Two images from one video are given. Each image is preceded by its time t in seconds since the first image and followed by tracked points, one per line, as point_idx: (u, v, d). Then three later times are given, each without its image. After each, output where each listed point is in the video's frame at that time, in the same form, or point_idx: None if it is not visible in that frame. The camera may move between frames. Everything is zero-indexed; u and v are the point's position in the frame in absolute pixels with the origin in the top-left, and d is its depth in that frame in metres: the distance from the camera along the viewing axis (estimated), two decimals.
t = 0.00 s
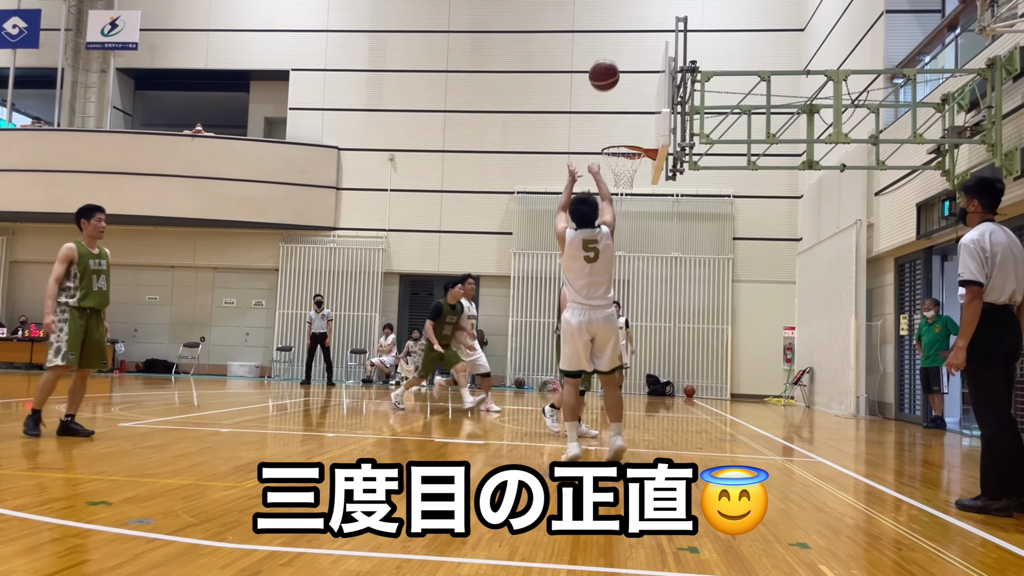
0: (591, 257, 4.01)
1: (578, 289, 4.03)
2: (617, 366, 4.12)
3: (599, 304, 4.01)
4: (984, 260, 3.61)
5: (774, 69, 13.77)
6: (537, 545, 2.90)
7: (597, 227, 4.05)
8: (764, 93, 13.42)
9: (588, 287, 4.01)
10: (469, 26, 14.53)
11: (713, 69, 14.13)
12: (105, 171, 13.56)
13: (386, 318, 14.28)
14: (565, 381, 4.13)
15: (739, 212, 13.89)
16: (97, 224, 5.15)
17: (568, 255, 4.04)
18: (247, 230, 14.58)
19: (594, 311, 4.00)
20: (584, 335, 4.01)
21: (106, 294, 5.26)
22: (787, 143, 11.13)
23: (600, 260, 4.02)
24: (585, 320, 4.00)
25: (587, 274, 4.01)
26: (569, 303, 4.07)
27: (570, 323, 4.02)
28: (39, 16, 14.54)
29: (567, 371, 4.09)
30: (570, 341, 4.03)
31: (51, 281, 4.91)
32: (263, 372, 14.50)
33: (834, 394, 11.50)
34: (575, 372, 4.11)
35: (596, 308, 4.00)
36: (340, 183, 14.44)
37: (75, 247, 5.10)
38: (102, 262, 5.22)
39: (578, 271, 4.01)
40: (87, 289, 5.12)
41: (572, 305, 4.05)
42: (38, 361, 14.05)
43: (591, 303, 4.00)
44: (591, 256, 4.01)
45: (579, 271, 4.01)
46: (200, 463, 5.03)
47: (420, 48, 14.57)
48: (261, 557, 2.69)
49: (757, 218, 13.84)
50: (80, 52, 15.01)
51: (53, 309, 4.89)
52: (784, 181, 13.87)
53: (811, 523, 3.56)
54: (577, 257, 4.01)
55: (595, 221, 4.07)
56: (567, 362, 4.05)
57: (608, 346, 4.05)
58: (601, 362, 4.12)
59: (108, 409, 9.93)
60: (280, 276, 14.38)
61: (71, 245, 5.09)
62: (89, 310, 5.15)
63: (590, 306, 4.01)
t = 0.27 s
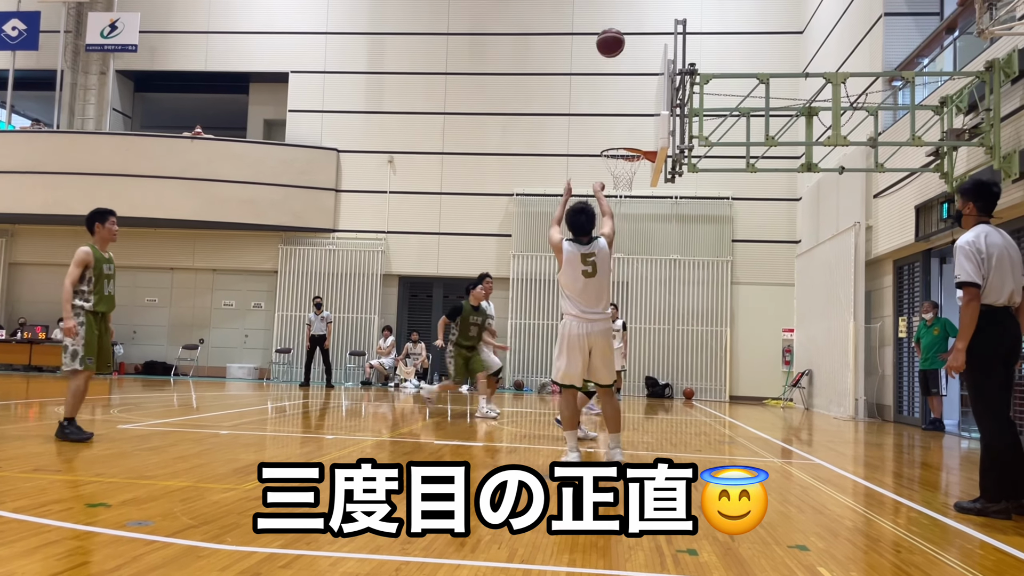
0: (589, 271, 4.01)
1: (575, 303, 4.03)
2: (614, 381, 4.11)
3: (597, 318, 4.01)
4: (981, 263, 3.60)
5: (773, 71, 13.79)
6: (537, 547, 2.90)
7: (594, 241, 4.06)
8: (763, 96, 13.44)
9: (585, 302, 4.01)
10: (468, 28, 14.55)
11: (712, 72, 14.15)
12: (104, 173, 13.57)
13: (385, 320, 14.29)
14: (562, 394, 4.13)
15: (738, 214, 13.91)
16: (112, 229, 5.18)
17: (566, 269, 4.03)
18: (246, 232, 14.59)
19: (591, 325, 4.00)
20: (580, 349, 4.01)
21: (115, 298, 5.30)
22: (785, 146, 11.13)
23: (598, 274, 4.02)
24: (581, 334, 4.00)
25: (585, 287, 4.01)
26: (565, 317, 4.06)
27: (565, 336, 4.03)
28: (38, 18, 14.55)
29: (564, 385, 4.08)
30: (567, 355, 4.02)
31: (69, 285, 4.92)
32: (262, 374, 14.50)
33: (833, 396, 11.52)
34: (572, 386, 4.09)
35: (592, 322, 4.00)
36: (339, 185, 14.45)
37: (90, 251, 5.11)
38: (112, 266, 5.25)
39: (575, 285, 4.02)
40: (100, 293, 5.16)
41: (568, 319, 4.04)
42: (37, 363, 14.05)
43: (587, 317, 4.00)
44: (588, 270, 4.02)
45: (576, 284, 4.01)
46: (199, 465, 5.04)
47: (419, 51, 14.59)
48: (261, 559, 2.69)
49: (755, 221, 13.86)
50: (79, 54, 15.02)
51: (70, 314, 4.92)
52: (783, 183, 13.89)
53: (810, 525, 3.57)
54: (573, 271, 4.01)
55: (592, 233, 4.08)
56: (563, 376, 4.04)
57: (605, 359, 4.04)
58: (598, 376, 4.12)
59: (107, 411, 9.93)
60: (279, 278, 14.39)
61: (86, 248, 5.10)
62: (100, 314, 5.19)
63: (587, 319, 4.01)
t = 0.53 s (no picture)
0: (588, 269, 4.03)
1: (573, 300, 4.03)
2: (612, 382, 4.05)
3: (595, 316, 3.99)
4: (978, 264, 3.61)
5: (773, 73, 13.80)
6: (537, 548, 2.90)
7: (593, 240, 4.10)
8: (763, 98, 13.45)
9: (583, 299, 4.01)
10: (468, 30, 14.56)
11: (711, 74, 14.16)
12: (104, 175, 13.57)
13: (385, 322, 14.29)
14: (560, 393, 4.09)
15: (737, 216, 13.92)
16: (125, 233, 5.20)
17: (564, 267, 4.06)
18: (246, 234, 14.59)
19: (589, 322, 3.98)
20: (576, 347, 3.98)
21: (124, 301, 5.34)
22: (785, 148, 11.11)
23: (596, 272, 4.04)
24: (577, 331, 3.98)
25: (583, 285, 4.02)
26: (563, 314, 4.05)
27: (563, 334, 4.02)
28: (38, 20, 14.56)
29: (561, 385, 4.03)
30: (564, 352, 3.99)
31: (86, 289, 4.93)
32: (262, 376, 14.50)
33: (833, 398, 11.51)
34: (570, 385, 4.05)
35: (591, 321, 3.97)
36: (339, 187, 14.46)
37: (105, 256, 5.12)
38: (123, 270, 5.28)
39: (573, 284, 4.04)
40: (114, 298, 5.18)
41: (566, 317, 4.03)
42: (36, 365, 14.04)
43: (584, 315, 3.98)
44: (587, 268, 4.04)
45: (575, 283, 4.03)
46: (198, 467, 5.04)
47: (419, 53, 14.59)
48: (260, 560, 2.69)
49: (755, 222, 13.88)
50: (79, 56, 15.03)
51: (86, 319, 4.93)
52: (782, 185, 13.91)
53: (808, 527, 3.57)
54: (572, 269, 4.05)
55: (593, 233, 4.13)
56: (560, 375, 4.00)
57: (603, 358, 4.00)
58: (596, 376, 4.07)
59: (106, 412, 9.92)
60: (279, 279, 14.39)
61: (103, 253, 5.10)
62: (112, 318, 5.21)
63: (585, 317, 3.99)
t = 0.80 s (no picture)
0: (588, 275, 4.02)
1: (572, 306, 4.02)
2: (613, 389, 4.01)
3: (595, 322, 3.97)
4: (978, 265, 3.59)
5: (773, 75, 13.81)
6: (537, 550, 2.89)
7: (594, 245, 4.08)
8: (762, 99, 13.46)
9: (583, 305, 4.00)
10: (468, 32, 14.57)
11: (711, 75, 14.17)
12: (104, 176, 13.57)
13: (385, 323, 14.28)
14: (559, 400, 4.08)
15: (737, 217, 13.92)
16: (140, 236, 5.21)
17: (564, 273, 4.06)
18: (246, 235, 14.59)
19: (588, 329, 3.96)
20: (575, 353, 3.98)
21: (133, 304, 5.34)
22: (785, 149, 11.08)
23: (597, 278, 4.02)
24: (575, 338, 3.97)
25: (583, 291, 4.01)
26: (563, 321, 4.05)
27: (562, 340, 4.03)
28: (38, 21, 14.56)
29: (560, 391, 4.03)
30: (563, 359, 3.98)
31: (103, 293, 4.93)
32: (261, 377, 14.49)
33: (833, 400, 11.49)
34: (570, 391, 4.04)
35: (589, 327, 3.96)
36: (339, 188, 14.46)
37: (121, 260, 5.12)
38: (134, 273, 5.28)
39: (572, 290, 4.04)
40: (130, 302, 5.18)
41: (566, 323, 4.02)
42: (36, 366, 14.03)
43: (583, 321, 3.97)
44: (587, 274, 4.02)
45: (575, 289, 4.02)
46: (197, 468, 5.03)
47: (419, 54, 14.59)
48: (260, 561, 2.69)
49: (755, 224, 13.87)
50: (79, 57, 15.03)
51: (103, 324, 4.93)
52: (782, 187, 13.91)
53: (808, 528, 3.56)
54: (572, 276, 4.04)
55: (595, 239, 4.10)
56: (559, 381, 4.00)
57: (602, 364, 3.97)
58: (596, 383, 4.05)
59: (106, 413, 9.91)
60: (279, 280, 14.38)
61: (119, 257, 5.09)
62: (127, 322, 5.21)
63: (584, 323, 3.98)
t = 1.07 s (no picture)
0: (588, 280, 4.02)
1: (574, 311, 4.02)
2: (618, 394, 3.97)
3: (597, 327, 3.96)
4: (983, 265, 3.58)
5: (773, 76, 13.82)
6: (538, 551, 2.89)
7: (595, 250, 4.09)
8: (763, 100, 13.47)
9: (584, 310, 4.00)
10: (468, 33, 14.57)
11: (711, 76, 14.17)
12: (104, 176, 13.58)
13: (385, 324, 14.28)
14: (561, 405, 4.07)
15: (738, 218, 13.93)
16: (156, 238, 5.24)
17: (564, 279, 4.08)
18: (246, 235, 14.59)
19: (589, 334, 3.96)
20: (575, 358, 3.98)
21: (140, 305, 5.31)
22: (786, 150, 11.05)
23: (598, 283, 4.02)
24: (576, 342, 3.97)
25: (584, 297, 4.01)
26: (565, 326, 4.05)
27: (562, 345, 4.04)
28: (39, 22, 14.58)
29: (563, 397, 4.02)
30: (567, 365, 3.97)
31: (124, 295, 4.94)
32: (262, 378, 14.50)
33: (833, 401, 11.48)
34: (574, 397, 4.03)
35: (588, 331, 3.96)
36: (339, 189, 14.46)
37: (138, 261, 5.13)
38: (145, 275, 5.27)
39: (574, 295, 4.04)
40: (151, 303, 5.18)
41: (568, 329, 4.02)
42: (37, 367, 14.04)
43: (585, 325, 3.97)
44: (588, 278, 4.03)
45: (575, 294, 4.03)
46: (198, 469, 5.03)
47: (419, 55, 14.60)
48: (260, 562, 2.69)
49: (755, 225, 13.88)
50: (80, 58, 15.04)
51: (125, 326, 4.94)
52: (782, 188, 13.92)
53: (808, 529, 3.56)
54: (572, 281, 4.05)
55: (596, 244, 4.11)
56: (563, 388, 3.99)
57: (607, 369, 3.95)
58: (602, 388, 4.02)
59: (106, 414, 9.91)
60: (279, 281, 14.38)
61: (136, 258, 5.10)
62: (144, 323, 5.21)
63: (586, 328, 3.97)
